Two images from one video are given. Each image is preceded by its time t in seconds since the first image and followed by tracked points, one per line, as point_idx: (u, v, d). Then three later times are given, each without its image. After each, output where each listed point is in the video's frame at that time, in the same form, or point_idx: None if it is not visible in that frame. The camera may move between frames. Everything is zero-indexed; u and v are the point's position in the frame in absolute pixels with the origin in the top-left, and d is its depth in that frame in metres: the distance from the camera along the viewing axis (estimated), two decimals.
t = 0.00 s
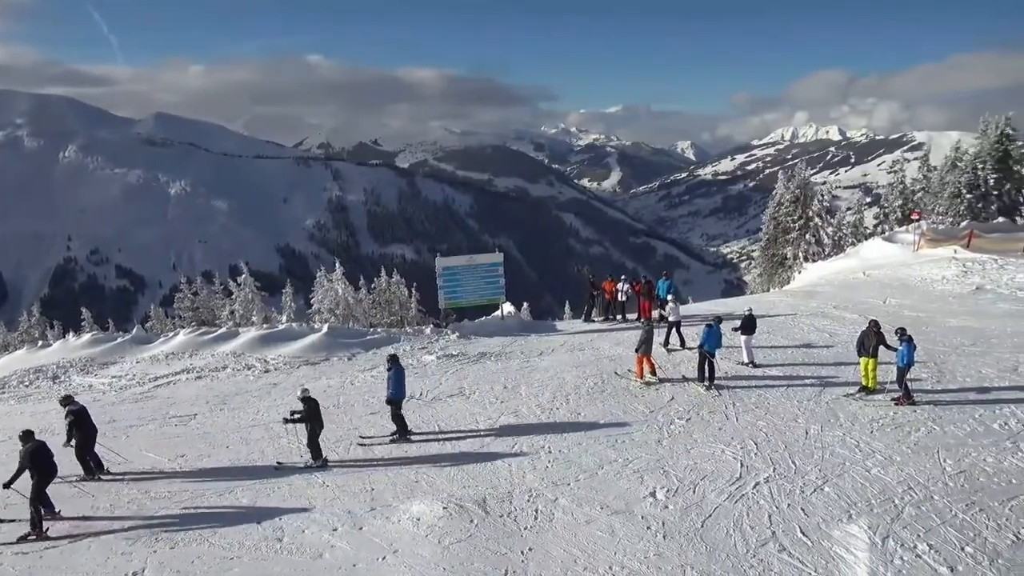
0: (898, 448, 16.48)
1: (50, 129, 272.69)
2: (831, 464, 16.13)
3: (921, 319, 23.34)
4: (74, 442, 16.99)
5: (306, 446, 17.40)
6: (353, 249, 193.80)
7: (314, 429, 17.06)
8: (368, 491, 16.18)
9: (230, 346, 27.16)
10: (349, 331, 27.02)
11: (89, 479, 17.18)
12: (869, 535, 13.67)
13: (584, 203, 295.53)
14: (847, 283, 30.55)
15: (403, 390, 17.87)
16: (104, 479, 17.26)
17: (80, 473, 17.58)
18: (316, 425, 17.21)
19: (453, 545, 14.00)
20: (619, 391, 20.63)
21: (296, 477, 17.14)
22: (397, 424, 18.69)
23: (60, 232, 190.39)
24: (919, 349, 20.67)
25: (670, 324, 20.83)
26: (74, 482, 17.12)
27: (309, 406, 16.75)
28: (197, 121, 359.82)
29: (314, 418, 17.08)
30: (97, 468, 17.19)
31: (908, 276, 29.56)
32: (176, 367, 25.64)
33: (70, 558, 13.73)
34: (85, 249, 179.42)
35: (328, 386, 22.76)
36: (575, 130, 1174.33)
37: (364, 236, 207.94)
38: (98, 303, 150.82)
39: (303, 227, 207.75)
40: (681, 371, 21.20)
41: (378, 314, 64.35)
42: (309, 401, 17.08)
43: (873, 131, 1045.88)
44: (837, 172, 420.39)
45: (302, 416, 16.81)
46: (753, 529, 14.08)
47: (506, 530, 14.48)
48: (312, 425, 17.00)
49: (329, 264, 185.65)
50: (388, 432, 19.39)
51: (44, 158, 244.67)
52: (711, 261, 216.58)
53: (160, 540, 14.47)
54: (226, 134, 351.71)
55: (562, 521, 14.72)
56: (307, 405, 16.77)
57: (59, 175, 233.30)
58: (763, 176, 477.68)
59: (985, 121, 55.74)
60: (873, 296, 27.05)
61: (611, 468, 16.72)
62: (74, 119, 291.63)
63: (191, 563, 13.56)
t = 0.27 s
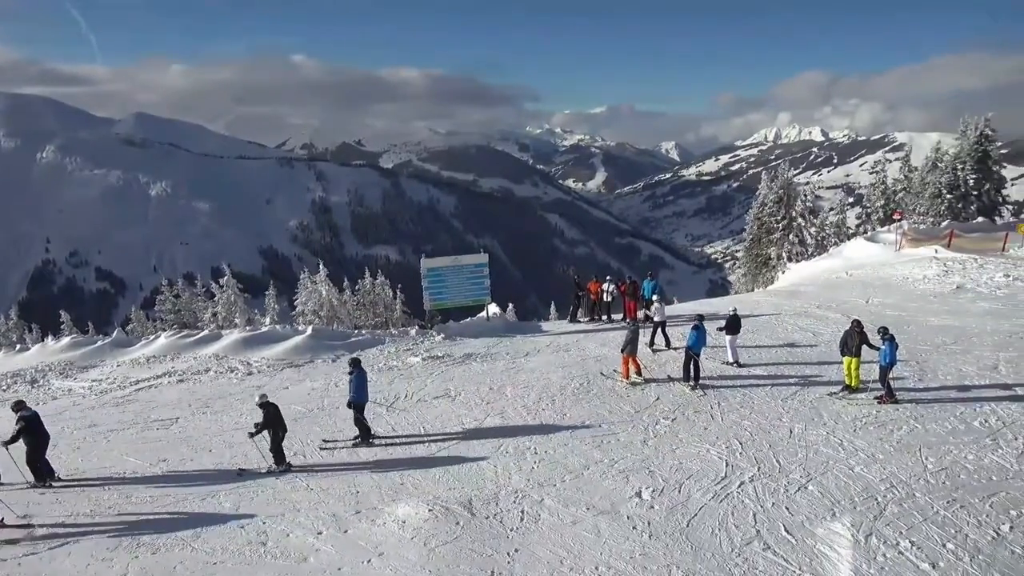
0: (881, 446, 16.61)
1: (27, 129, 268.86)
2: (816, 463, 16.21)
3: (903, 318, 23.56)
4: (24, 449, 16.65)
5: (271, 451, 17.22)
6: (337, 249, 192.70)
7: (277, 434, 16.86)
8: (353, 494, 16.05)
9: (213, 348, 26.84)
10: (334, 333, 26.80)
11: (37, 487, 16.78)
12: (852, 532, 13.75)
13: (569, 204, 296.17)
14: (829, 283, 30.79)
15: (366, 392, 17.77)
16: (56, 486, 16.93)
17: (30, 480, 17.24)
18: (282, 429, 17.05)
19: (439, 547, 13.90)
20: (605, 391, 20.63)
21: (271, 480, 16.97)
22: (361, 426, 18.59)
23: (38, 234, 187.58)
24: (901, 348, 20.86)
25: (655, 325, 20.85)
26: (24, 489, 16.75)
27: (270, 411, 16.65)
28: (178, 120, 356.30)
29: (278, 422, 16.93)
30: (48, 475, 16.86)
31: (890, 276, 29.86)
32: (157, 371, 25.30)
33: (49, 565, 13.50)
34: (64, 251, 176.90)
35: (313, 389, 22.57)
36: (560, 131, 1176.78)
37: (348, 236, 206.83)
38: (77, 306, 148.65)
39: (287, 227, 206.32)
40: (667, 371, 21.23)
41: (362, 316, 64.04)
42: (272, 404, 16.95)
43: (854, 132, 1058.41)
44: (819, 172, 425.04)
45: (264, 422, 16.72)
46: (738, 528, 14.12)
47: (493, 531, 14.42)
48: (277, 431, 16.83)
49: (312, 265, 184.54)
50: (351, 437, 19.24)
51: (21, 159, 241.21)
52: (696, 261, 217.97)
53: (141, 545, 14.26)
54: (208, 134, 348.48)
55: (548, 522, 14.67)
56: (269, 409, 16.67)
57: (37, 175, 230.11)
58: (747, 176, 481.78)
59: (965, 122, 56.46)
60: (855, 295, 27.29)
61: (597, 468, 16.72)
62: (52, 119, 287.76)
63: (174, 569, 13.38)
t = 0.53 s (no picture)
0: (868, 449, 16.60)
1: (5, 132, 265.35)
2: (805, 466, 16.15)
3: (890, 321, 23.63)
4: None
5: (233, 459, 16.84)
6: (322, 254, 191.50)
7: (242, 442, 16.55)
8: (339, 501, 15.78)
9: (195, 354, 26.39)
10: (318, 337, 26.45)
11: None
12: (841, 535, 13.67)
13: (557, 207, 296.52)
14: (818, 285, 30.84)
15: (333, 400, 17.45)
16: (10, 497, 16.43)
17: None
18: (246, 438, 16.74)
19: (426, 555, 13.65)
20: (593, 395, 20.48)
21: (247, 489, 16.62)
22: (329, 435, 18.24)
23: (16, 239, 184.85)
24: (890, 351, 20.85)
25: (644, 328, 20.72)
26: None
27: (236, 419, 16.23)
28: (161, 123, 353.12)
29: (243, 431, 16.63)
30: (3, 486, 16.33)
31: (878, 278, 29.96)
32: (138, 377, 24.83)
33: None
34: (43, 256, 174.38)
35: (297, 395, 22.25)
36: (547, 134, 1178.22)
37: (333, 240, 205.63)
38: (56, 312, 146.30)
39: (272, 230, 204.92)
40: (655, 375, 21.10)
41: (348, 321, 63.54)
42: (237, 412, 16.62)
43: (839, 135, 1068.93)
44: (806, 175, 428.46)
45: (232, 429, 16.38)
46: (727, 532, 14.00)
47: (481, 538, 14.19)
48: (241, 439, 16.50)
49: (297, 270, 183.36)
50: (318, 445, 18.90)
51: None
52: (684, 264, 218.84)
53: (122, 554, 13.94)
54: (191, 137, 345.56)
55: (536, 528, 14.49)
56: (234, 418, 16.34)
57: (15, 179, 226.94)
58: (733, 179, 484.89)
59: (950, 125, 56.91)
60: (843, 298, 27.36)
61: (586, 474, 16.54)
62: (32, 122, 284.13)
63: None
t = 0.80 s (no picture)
0: (855, 455, 16.53)
1: None
2: (792, 473, 16.04)
3: (876, 326, 23.67)
4: None
5: (182, 473, 16.40)
6: (304, 262, 190.11)
7: (194, 454, 16.15)
8: (322, 513, 15.42)
9: (174, 364, 25.87)
10: (302, 346, 26.00)
11: None
12: (829, 542, 13.55)
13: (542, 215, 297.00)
14: (805, 290, 30.92)
15: (291, 410, 17.10)
16: None
17: None
18: (199, 450, 16.33)
19: (410, 567, 13.36)
20: (580, 403, 20.24)
21: (212, 501, 16.26)
22: (286, 447, 17.88)
23: None
24: (876, 357, 20.87)
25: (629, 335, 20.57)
26: None
27: (190, 430, 16.07)
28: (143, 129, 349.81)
29: (197, 441, 16.32)
30: None
31: (864, 283, 30.11)
32: (116, 387, 24.30)
33: None
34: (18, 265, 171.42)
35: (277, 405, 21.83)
36: (531, 141, 1184.10)
37: (315, 248, 204.30)
38: (31, 322, 143.73)
39: (255, 237, 203.26)
40: (642, 383, 20.91)
41: (331, 329, 62.97)
42: (193, 425, 16.35)
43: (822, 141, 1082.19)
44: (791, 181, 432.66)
45: (184, 439, 16.11)
46: (715, 541, 13.82)
47: (466, 549, 13.91)
48: (193, 451, 16.13)
49: (279, 278, 181.87)
50: (277, 458, 18.50)
51: None
52: (670, 271, 219.72)
53: (98, 569, 13.54)
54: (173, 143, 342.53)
55: (522, 538, 14.22)
56: (189, 429, 16.04)
57: None
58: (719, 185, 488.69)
59: (933, 132, 57.59)
60: (829, 304, 27.46)
61: (573, 482, 16.31)
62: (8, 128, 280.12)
63: None
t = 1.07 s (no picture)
0: (843, 465, 16.40)
1: None
2: (780, 484, 15.89)
3: (863, 336, 23.74)
4: None
5: (136, 491, 15.79)
6: (286, 271, 188.58)
7: (144, 472, 15.64)
8: (303, 528, 15.04)
9: (152, 377, 25.28)
10: (283, 357, 25.53)
11: None
12: (817, 553, 13.37)
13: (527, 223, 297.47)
14: (792, 300, 30.98)
15: (249, 425, 16.85)
16: None
17: None
18: (150, 467, 15.88)
19: None
20: (565, 413, 20.01)
21: (168, 520, 15.69)
22: (244, 464, 17.46)
23: None
24: (862, 365, 20.83)
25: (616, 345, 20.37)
26: None
27: (140, 446, 15.68)
28: (122, 137, 346.25)
29: (147, 459, 15.83)
30: None
31: (851, 292, 30.23)
32: (92, 401, 23.67)
33: None
34: None
35: (258, 417, 21.35)
36: (515, 149, 1187.09)
37: (297, 257, 202.84)
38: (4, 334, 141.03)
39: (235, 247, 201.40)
40: (628, 393, 20.71)
41: (313, 340, 62.37)
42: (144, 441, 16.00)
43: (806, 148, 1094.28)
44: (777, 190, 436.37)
45: (134, 457, 15.66)
46: (703, 553, 13.60)
47: (451, 563, 13.59)
48: (143, 469, 15.60)
49: (259, 288, 180.23)
50: (233, 474, 18.02)
51: None
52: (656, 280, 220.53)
53: None
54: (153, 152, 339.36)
55: (509, 551, 13.93)
56: (141, 444, 15.68)
57: None
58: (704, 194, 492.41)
59: (918, 141, 58.27)
60: (816, 313, 27.53)
61: (559, 494, 16.05)
62: None
63: None
